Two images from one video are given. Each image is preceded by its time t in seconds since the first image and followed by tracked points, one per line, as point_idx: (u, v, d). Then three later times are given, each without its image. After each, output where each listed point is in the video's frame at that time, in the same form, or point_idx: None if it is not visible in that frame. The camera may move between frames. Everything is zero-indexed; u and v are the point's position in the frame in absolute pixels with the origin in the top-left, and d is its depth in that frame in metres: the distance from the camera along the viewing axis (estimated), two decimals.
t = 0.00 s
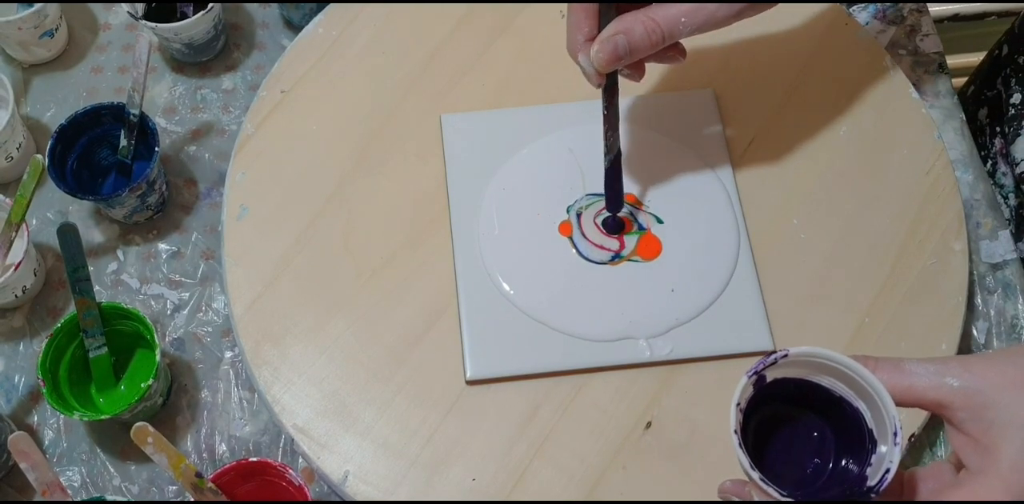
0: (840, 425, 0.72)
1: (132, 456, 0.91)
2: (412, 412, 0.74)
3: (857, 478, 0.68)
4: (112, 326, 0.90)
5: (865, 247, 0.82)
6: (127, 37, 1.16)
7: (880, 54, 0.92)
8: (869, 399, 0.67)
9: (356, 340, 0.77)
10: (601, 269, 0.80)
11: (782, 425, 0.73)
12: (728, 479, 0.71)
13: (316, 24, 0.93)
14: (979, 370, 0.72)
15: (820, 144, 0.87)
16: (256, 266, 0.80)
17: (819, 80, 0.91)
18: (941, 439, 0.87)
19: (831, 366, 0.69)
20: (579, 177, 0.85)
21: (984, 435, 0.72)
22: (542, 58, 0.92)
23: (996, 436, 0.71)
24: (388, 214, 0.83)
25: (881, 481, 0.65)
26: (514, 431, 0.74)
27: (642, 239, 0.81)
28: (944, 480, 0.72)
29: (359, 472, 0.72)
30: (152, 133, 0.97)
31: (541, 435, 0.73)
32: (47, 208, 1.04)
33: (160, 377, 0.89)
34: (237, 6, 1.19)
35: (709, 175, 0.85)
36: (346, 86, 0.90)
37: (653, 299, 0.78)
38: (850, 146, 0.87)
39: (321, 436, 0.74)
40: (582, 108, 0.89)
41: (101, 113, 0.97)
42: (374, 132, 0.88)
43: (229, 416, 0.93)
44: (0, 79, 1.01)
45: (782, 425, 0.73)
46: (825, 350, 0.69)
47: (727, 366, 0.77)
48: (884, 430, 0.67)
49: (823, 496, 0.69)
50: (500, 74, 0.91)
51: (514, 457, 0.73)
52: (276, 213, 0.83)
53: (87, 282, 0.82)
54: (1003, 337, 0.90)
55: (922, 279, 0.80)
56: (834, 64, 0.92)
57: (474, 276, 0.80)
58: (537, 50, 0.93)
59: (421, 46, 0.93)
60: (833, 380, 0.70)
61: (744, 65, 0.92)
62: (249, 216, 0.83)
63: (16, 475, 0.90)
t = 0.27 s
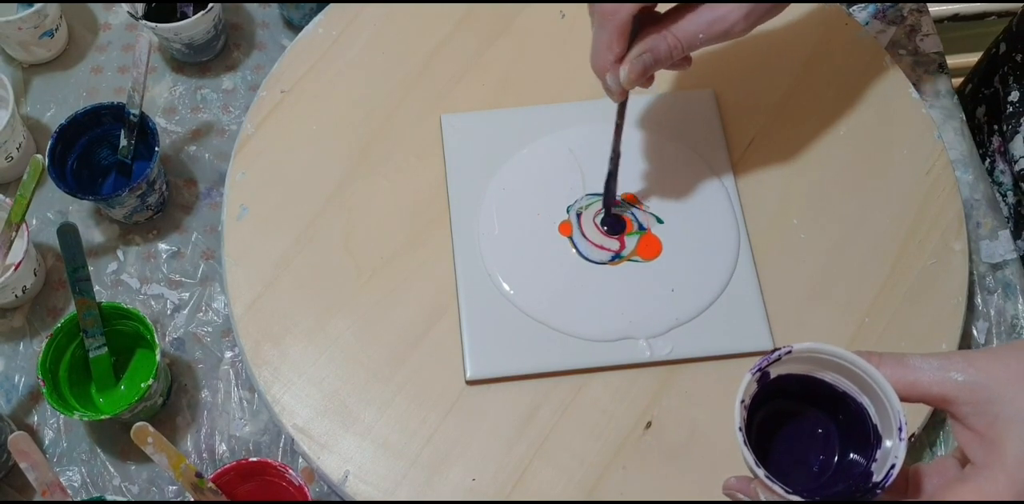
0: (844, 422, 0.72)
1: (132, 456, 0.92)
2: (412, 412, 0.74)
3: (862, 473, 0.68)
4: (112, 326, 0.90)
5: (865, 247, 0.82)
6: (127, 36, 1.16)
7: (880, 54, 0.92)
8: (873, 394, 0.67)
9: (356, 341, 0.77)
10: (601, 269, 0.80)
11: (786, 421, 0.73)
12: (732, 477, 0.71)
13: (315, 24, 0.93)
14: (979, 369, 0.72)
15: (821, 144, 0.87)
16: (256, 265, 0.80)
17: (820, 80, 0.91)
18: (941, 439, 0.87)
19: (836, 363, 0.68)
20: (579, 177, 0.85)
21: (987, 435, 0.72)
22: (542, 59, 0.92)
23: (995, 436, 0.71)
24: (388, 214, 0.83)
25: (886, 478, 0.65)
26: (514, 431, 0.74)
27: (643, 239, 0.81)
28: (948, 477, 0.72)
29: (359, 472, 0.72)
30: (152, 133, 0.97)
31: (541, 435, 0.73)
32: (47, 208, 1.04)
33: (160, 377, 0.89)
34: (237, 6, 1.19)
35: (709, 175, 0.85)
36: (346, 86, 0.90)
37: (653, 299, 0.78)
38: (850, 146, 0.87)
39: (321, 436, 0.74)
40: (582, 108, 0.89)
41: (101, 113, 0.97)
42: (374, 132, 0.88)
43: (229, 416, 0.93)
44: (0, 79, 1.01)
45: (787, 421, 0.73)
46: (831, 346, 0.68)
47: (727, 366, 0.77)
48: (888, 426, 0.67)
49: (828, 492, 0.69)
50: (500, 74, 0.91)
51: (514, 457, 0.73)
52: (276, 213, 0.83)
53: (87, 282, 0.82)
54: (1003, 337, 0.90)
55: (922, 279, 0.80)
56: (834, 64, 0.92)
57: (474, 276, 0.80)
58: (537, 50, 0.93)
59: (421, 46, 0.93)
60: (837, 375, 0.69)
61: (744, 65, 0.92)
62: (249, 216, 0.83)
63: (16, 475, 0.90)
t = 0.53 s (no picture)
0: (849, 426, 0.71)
1: (132, 456, 0.92)
2: (412, 412, 0.74)
3: (867, 477, 0.68)
4: (112, 326, 0.90)
5: (865, 247, 0.82)
6: (127, 36, 1.16)
7: (880, 54, 0.92)
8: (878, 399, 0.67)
9: (356, 341, 0.77)
10: (601, 269, 0.80)
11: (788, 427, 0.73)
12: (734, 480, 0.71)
13: (315, 24, 0.93)
14: (978, 369, 0.72)
15: (821, 144, 0.87)
16: (256, 265, 0.80)
17: (819, 79, 0.91)
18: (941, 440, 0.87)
19: (839, 366, 0.68)
20: (579, 177, 0.85)
21: (989, 436, 0.72)
22: (542, 59, 0.92)
23: (995, 435, 0.71)
24: (388, 214, 0.83)
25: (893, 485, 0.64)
26: (514, 431, 0.74)
27: (643, 239, 0.81)
28: (950, 480, 0.72)
29: (359, 472, 0.72)
30: (152, 133, 0.97)
31: (541, 435, 0.73)
32: (47, 208, 1.04)
33: (160, 377, 0.89)
34: (237, 6, 1.19)
35: (709, 176, 0.85)
36: (345, 86, 0.90)
37: (653, 299, 0.78)
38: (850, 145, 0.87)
39: (321, 436, 0.74)
40: (582, 108, 0.89)
41: (101, 113, 0.97)
42: (374, 132, 0.88)
43: (229, 416, 0.93)
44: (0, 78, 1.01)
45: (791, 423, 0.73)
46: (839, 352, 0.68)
47: (727, 366, 0.77)
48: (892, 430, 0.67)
49: (833, 496, 0.69)
50: (500, 74, 0.91)
51: (514, 457, 0.73)
52: (276, 213, 0.83)
53: (88, 282, 0.82)
54: (1003, 337, 0.90)
55: (922, 279, 0.80)
56: (834, 64, 0.92)
57: (474, 276, 0.80)
58: (537, 51, 0.93)
59: (420, 46, 0.93)
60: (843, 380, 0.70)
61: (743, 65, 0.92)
62: (249, 216, 0.83)
63: (16, 475, 0.90)
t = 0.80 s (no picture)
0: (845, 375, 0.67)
1: (132, 456, 0.91)
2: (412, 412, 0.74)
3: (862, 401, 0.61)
4: (112, 326, 0.90)
5: (865, 247, 0.82)
6: (127, 36, 1.16)
7: (880, 54, 0.92)
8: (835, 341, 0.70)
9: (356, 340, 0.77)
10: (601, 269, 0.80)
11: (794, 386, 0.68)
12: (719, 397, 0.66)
13: (315, 24, 0.93)
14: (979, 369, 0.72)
15: (821, 144, 0.87)
16: (256, 265, 0.80)
17: (819, 79, 0.91)
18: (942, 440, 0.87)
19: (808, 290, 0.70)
20: (579, 177, 0.85)
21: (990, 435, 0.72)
22: (542, 58, 0.92)
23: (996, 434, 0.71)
24: (388, 214, 0.83)
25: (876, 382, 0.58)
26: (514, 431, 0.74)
27: (643, 239, 0.81)
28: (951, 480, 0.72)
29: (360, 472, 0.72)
30: (152, 133, 0.97)
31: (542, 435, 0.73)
32: (47, 208, 1.04)
33: (159, 377, 0.89)
34: (237, 6, 1.19)
35: (709, 175, 0.85)
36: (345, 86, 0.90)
37: (653, 299, 0.78)
38: (850, 145, 0.87)
39: (321, 436, 0.74)
40: (582, 108, 0.89)
41: (101, 113, 0.97)
42: (374, 132, 0.88)
43: (229, 416, 0.93)
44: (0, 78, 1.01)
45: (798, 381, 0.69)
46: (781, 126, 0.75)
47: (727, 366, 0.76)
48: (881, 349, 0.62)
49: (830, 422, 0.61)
50: (500, 73, 0.91)
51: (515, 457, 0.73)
52: (276, 212, 0.83)
53: (88, 282, 0.83)
54: (1004, 337, 0.90)
55: (922, 279, 0.80)
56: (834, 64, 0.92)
57: (474, 276, 0.80)
58: (537, 50, 0.93)
59: (420, 46, 0.93)
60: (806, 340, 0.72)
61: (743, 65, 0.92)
62: (249, 216, 0.83)
63: (16, 475, 0.90)
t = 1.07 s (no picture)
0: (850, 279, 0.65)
1: (132, 456, 0.91)
2: (412, 412, 0.74)
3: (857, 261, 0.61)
4: (112, 326, 0.90)
5: (865, 247, 0.82)
6: (127, 36, 1.16)
7: (880, 54, 0.92)
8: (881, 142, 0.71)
9: (356, 340, 0.77)
10: (601, 269, 0.80)
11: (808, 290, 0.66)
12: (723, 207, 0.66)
13: (316, 24, 0.93)
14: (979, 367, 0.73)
15: (822, 144, 0.87)
16: (257, 265, 0.81)
17: (819, 79, 0.91)
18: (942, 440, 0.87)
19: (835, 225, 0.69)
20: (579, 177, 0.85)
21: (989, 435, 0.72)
22: (542, 58, 0.92)
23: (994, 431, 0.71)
24: (388, 214, 0.83)
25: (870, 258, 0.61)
26: (514, 431, 0.74)
27: (644, 239, 0.81)
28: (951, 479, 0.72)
29: (360, 472, 0.72)
30: (152, 133, 0.97)
31: (542, 435, 0.73)
32: (47, 208, 1.04)
33: (159, 377, 0.89)
34: (237, 6, 1.19)
35: (709, 176, 0.85)
36: (345, 86, 0.90)
37: (653, 299, 0.78)
38: (851, 145, 0.87)
39: (321, 436, 0.74)
40: (582, 108, 0.89)
41: (101, 113, 0.97)
42: (374, 132, 0.87)
43: (229, 416, 0.93)
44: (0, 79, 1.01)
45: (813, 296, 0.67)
46: None
47: (727, 366, 0.76)
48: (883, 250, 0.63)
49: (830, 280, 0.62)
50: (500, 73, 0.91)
51: (514, 457, 0.73)
52: (276, 213, 0.83)
53: (87, 282, 0.83)
54: (1004, 337, 0.90)
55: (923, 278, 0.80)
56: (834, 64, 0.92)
57: (474, 276, 0.80)
58: (537, 50, 0.93)
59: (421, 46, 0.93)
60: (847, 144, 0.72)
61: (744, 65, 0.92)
62: (249, 216, 0.83)
63: (16, 475, 0.90)
